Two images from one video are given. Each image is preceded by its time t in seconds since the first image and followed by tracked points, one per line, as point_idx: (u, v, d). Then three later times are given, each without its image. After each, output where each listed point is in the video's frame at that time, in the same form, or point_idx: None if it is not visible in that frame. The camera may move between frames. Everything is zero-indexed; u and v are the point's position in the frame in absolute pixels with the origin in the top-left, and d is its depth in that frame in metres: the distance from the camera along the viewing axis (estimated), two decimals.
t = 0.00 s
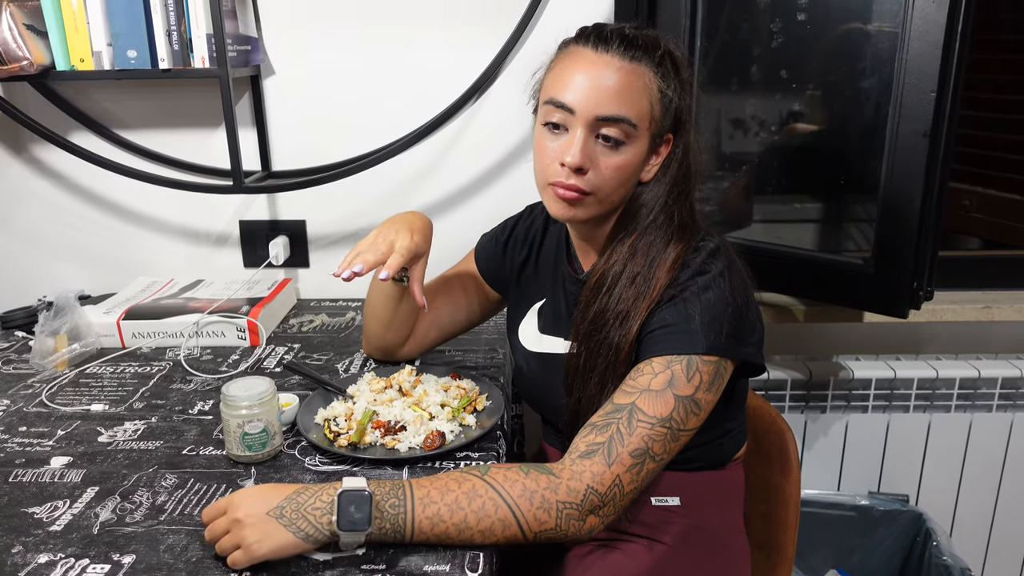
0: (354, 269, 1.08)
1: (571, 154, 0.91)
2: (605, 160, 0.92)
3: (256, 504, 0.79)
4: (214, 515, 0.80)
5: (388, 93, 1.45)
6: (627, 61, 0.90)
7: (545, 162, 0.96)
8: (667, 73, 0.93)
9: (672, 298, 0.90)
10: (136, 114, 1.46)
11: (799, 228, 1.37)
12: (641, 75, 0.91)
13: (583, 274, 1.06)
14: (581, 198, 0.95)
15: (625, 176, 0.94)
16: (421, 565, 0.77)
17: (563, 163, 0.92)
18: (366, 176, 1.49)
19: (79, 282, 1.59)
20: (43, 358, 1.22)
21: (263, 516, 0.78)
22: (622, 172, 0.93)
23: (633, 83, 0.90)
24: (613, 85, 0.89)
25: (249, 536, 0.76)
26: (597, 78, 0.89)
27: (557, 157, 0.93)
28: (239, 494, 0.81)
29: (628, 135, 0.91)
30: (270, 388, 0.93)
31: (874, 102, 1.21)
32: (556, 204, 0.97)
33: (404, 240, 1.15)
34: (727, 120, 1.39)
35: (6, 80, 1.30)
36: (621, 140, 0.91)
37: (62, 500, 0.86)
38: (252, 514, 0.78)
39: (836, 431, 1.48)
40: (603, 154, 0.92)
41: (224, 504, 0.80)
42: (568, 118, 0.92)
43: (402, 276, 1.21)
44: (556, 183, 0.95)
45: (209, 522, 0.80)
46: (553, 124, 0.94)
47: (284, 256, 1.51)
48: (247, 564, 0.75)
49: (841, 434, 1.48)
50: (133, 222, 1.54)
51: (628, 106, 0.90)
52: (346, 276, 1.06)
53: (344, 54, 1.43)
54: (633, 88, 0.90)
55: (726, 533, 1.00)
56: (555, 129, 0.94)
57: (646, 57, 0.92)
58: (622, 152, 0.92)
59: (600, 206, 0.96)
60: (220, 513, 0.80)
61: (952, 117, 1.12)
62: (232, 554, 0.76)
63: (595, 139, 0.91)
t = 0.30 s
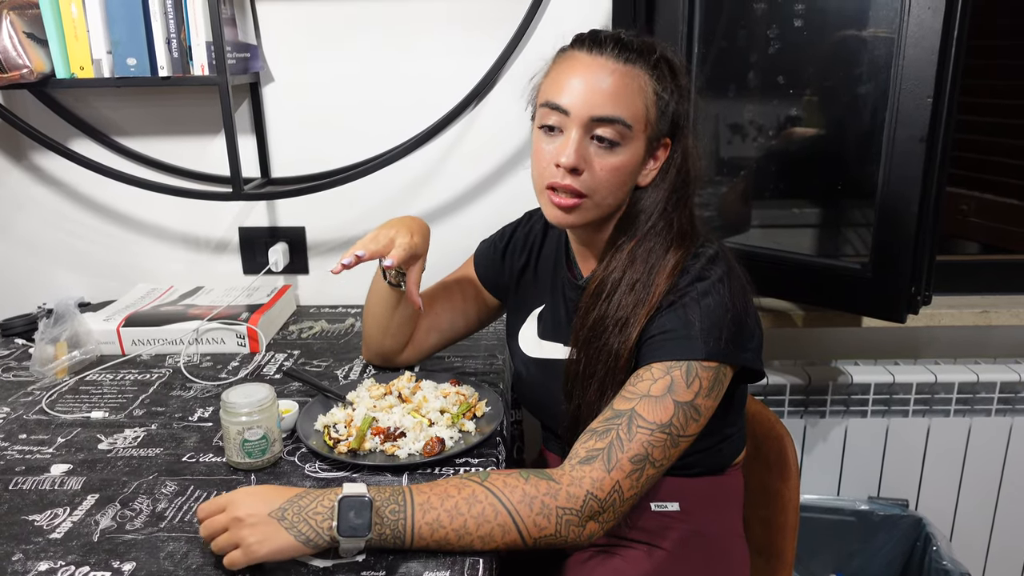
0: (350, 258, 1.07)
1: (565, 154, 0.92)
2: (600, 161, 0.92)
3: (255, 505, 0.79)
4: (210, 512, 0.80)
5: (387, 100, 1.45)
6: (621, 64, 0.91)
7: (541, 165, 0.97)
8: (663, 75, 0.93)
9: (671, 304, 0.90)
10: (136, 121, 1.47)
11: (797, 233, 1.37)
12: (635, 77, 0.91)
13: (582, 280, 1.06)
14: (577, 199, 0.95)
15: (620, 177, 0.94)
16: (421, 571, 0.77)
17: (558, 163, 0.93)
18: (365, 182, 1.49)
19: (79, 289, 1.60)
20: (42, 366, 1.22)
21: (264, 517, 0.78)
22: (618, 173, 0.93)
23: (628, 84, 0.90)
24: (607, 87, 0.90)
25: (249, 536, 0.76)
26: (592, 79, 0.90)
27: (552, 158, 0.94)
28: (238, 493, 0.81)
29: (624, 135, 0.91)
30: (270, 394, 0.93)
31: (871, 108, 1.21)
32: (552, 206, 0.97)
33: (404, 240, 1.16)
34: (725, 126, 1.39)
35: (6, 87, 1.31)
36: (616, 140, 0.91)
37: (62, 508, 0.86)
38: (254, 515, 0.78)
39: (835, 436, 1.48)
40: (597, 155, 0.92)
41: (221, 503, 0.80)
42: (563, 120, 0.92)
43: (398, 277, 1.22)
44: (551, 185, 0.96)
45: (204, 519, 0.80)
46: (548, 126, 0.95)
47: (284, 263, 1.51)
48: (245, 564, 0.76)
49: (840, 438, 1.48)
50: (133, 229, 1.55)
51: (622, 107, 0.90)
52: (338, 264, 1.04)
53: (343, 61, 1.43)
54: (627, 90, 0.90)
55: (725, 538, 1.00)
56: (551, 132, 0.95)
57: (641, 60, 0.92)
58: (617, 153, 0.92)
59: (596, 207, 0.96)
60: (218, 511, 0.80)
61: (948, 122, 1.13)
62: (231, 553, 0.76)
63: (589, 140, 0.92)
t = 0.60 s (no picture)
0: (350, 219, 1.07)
1: (536, 141, 0.93)
2: (572, 144, 0.92)
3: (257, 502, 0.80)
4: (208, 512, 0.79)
5: (388, 100, 1.46)
6: (585, 52, 0.93)
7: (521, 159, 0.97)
8: (633, 60, 0.95)
9: (674, 301, 0.90)
10: (139, 121, 1.47)
11: (799, 231, 1.38)
12: (601, 62, 0.92)
13: (584, 278, 1.07)
14: (556, 187, 0.94)
15: (595, 159, 0.92)
16: (424, 568, 0.78)
17: (531, 152, 0.94)
18: (367, 182, 1.50)
19: (81, 289, 1.60)
20: (46, 365, 1.22)
21: (270, 515, 0.78)
22: (592, 155, 0.92)
23: (593, 68, 0.92)
24: (572, 72, 0.91)
25: (255, 535, 0.77)
26: (557, 67, 0.92)
27: (527, 148, 0.95)
28: (239, 492, 0.81)
29: (591, 116, 0.91)
30: (272, 392, 0.94)
31: (871, 106, 1.22)
32: (534, 197, 0.96)
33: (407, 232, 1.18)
34: (727, 125, 1.39)
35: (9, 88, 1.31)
36: (584, 122, 0.91)
37: (66, 506, 0.86)
38: (260, 513, 0.78)
39: (836, 434, 1.48)
40: (569, 139, 0.92)
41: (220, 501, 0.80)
42: (534, 110, 0.94)
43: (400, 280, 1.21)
44: (530, 175, 0.96)
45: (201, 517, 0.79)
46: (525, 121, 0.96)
47: (286, 262, 1.51)
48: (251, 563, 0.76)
49: (842, 436, 1.48)
50: (135, 229, 1.55)
51: (587, 89, 0.91)
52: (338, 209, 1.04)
53: (344, 61, 1.43)
54: (591, 73, 0.91)
55: (727, 535, 1.00)
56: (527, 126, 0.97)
57: (607, 48, 0.94)
58: (588, 135, 0.92)
59: (576, 193, 0.94)
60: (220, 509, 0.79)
61: (949, 120, 1.13)
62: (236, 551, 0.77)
63: (560, 125, 0.92)
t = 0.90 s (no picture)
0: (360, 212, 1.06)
1: (528, 143, 0.93)
2: (564, 147, 0.92)
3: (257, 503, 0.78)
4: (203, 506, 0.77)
5: (387, 102, 1.46)
6: (578, 54, 0.93)
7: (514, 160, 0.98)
8: (627, 64, 0.95)
9: (670, 299, 0.90)
10: (138, 125, 1.48)
11: (797, 231, 1.38)
12: (593, 64, 0.93)
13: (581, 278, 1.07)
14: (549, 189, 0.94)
15: (587, 161, 0.93)
16: (424, 569, 0.78)
17: (524, 154, 0.94)
18: (366, 185, 1.50)
19: (80, 292, 1.60)
20: (46, 368, 1.23)
21: (274, 514, 0.78)
22: (584, 158, 0.92)
23: (585, 71, 0.92)
24: (564, 74, 0.91)
25: (256, 533, 0.77)
26: (551, 70, 0.92)
27: (520, 151, 0.95)
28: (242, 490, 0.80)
29: (583, 119, 0.91)
30: (272, 395, 0.94)
31: (869, 107, 1.22)
32: (527, 199, 0.96)
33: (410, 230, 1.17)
34: (725, 126, 1.40)
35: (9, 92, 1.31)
36: (577, 125, 0.92)
37: (66, 509, 0.87)
38: (264, 511, 0.78)
39: (835, 434, 1.48)
40: (561, 141, 0.92)
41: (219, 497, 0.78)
42: (527, 112, 0.94)
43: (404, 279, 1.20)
44: (523, 177, 0.96)
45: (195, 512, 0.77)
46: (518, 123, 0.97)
47: (285, 265, 1.52)
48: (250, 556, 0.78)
49: (841, 437, 1.48)
50: (135, 233, 1.55)
51: (579, 92, 0.91)
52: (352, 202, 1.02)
53: (342, 64, 1.44)
54: (584, 75, 0.91)
55: (726, 535, 1.01)
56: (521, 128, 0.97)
57: (600, 51, 0.94)
58: (580, 138, 0.92)
59: (569, 195, 0.94)
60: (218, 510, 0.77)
61: (946, 120, 1.13)
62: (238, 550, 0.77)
63: (552, 127, 0.93)
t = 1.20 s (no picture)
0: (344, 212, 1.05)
1: (559, 155, 0.91)
2: (594, 159, 0.92)
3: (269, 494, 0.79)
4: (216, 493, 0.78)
5: (387, 103, 1.46)
6: (609, 62, 0.91)
7: (537, 167, 0.96)
8: (653, 69, 0.94)
9: (672, 303, 0.91)
10: (138, 125, 1.48)
11: (796, 232, 1.38)
12: (625, 73, 0.91)
13: (583, 278, 1.07)
14: (576, 200, 0.94)
15: (615, 174, 0.93)
16: (423, 568, 0.78)
17: (552, 165, 0.92)
18: (365, 185, 1.50)
19: (80, 292, 1.60)
20: (46, 368, 1.23)
21: (278, 511, 0.78)
22: (612, 170, 0.93)
23: (618, 81, 0.90)
24: (596, 85, 0.90)
25: (261, 530, 0.77)
26: (583, 79, 0.90)
27: (546, 160, 0.94)
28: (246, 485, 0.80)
29: (614, 132, 0.91)
30: (272, 395, 0.94)
31: (868, 107, 1.22)
32: (551, 208, 0.96)
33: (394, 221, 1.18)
34: (724, 126, 1.40)
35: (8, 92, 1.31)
36: (607, 138, 0.91)
37: (66, 508, 0.87)
38: (267, 507, 0.78)
39: (834, 434, 1.49)
40: (591, 153, 0.92)
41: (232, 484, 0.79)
42: (555, 121, 0.92)
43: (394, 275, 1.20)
44: (548, 186, 0.95)
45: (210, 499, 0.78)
46: (542, 129, 0.95)
47: (285, 264, 1.52)
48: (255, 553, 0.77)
49: (840, 436, 1.49)
50: (135, 232, 1.55)
51: (612, 104, 0.90)
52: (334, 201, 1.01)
53: (342, 64, 1.44)
54: (616, 87, 0.90)
55: (725, 534, 1.01)
56: (544, 135, 0.95)
57: (628, 56, 0.92)
58: (610, 150, 0.92)
59: (595, 206, 0.95)
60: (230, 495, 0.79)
61: (945, 120, 1.13)
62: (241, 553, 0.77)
63: (582, 139, 0.92)
